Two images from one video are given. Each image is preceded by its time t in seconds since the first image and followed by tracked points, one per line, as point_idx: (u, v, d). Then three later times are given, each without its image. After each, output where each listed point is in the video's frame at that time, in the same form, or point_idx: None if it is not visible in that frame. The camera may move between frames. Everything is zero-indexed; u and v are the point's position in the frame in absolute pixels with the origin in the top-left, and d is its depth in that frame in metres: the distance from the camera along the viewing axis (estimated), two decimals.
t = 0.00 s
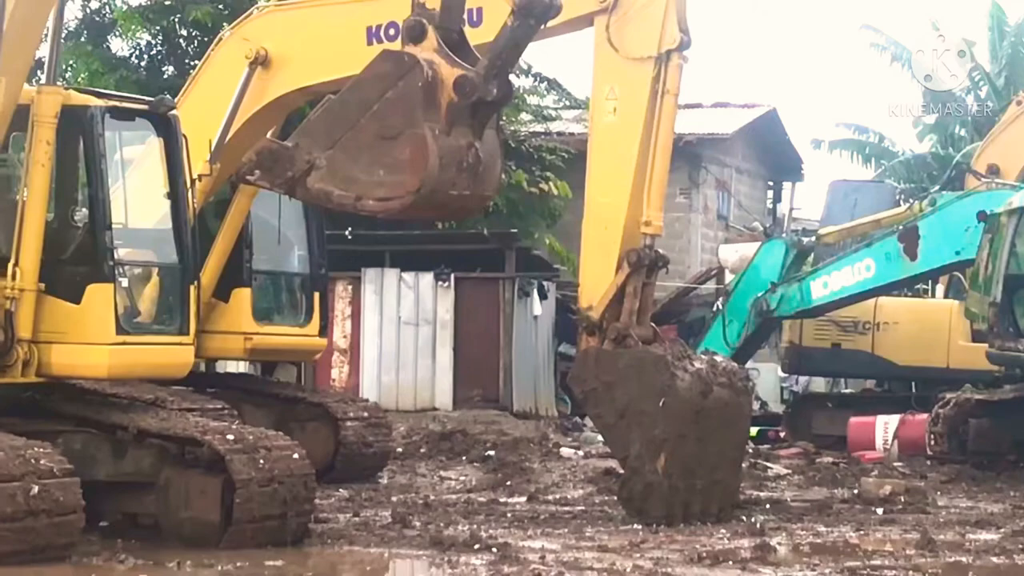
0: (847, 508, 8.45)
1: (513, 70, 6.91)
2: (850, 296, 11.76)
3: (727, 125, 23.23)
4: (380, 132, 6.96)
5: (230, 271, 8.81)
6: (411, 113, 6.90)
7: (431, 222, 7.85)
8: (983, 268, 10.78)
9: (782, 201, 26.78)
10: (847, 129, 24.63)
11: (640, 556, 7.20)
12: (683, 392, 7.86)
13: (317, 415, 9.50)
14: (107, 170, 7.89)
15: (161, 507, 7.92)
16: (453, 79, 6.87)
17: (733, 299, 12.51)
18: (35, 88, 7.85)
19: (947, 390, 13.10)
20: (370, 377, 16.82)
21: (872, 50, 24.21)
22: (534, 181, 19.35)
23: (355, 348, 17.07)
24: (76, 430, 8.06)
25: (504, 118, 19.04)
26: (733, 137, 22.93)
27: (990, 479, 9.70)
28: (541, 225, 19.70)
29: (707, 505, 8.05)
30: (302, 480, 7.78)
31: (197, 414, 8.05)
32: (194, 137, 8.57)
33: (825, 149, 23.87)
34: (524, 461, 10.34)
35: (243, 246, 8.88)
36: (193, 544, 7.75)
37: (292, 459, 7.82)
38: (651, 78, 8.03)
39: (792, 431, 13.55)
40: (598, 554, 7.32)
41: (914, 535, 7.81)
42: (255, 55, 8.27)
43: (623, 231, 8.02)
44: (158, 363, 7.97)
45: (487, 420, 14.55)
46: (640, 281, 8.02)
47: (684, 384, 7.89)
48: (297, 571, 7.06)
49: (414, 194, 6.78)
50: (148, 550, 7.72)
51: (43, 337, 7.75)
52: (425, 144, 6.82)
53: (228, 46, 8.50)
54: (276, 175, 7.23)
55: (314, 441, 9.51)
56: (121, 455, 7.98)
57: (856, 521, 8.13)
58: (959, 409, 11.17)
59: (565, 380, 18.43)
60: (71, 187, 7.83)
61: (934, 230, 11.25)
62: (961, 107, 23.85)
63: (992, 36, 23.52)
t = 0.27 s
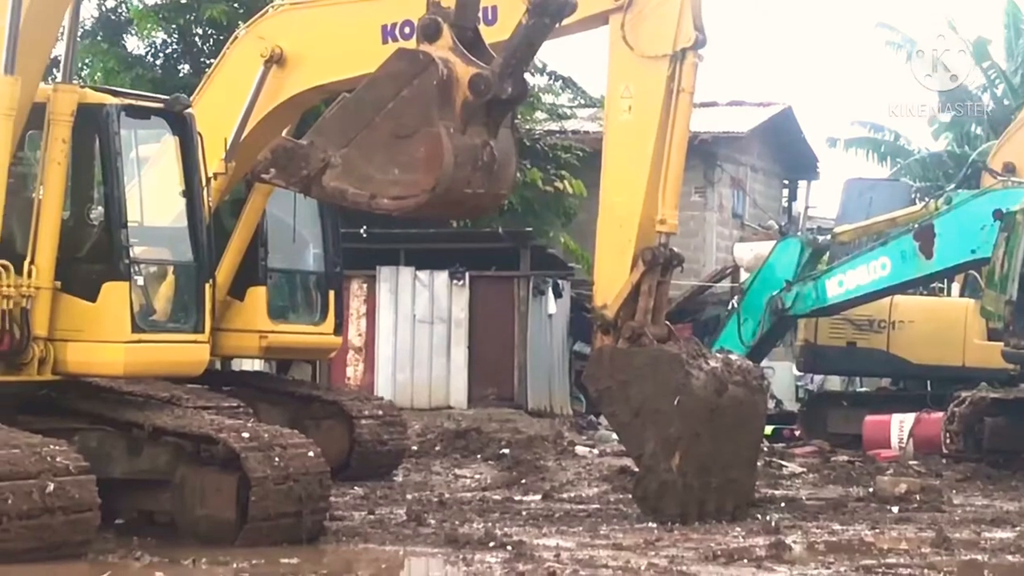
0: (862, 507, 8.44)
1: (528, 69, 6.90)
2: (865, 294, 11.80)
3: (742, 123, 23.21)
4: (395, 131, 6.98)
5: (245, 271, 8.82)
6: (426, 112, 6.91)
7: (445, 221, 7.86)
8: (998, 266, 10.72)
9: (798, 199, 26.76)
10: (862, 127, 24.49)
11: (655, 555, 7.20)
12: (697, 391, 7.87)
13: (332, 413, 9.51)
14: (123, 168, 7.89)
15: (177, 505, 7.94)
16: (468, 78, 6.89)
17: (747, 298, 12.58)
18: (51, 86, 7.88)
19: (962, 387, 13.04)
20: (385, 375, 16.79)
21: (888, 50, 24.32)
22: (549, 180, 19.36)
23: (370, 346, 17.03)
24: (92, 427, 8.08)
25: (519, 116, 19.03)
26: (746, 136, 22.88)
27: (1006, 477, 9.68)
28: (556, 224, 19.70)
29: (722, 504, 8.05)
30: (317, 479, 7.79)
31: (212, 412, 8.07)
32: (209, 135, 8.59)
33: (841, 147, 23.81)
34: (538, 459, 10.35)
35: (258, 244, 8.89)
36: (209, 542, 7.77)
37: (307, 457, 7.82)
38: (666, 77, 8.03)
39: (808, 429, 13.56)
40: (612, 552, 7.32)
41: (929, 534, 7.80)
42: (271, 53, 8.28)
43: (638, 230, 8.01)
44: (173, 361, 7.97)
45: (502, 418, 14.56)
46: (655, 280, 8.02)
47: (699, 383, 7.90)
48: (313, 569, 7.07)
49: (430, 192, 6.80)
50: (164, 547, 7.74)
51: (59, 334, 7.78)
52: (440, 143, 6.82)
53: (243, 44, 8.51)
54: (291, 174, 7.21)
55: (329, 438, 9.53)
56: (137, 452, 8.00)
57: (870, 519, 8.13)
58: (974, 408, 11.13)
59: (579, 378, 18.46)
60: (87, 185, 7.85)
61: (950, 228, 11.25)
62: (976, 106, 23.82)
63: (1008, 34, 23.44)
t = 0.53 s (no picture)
0: (881, 505, 8.44)
1: (546, 67, 6.93)
2: (884, 293, 11.83)
3: (760, 121, 23.22)
4: (413, 130, 6.98)
5: (264, 269, 8.85)
6: (444, 111, 6.92)
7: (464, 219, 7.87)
8: (1018, 266, 10.71)
9: (816, 197, 26.76)
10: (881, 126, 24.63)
11: (673, 553, 7.20)
12: (716, 390, 7.85)
13: (351, 411, 9.53)
14: (142, 167, 7.92)
15: (196, 503, 7.96)
16: (486, 76, 6.89)
17: (766, 296, 12.52)
18: (70, 85, 7.89)
19: (981, 387, 13.01)
20: (404, 374, 16.82)
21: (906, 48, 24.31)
22: (567, 178, 19.36)
23: (388, 345, 17.06)
24: (111, 425, 8.11)
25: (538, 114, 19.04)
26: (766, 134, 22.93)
27: None
28: (575, 222, 19.71)
29: (740, 502, 8.06)
30: (335, 476, 7.78)
31: (232, 410, 8.06)
32: (229, 134, 8.61)
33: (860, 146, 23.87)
34: (557, 457, 10.35)
35: (277, 242, 8.89)
36: (228, 539, 7.79)
37: (326, 455, 7.83)
38: (685, 75, 8.03)
39: (826, 426, 13.59)
40: (631, 550, 7.32)
41: (948, 532, 7.79)
42: (290, 52, 8.30)
43: (657, 228, 8.02)
44: (193, 359, 8.00)
45: (520, 416, 14.58)
46: (673, 279, 8.03)
47: (718, 381, 7.88)
48: (332, 567, 7.08)
49: (448, 190, 6.81)
50: (183, 545, 7.76)
51: (78, 333, 7.81)
52: (458, 142, 6.83)
53: (262, 43, 8.53)
54: (309, 173, 7.23)
55: (348, 437, 9.55)
56: (156, 450, 8.02)
57: (889, 518, 8.12)
58: (993, 405, 11.18)
59: (598, 376, 18.49)
60: (106, 184, 7.87)
61: (969, 226, 11.22)
62: (994, 103, 23.76)
63: None
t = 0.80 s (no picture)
0: (900, 506, 8.43)
1: (563, 68, 6.93)
2: (903, 294, 11.83)
3: (777, 123, 23.23)
4: (432, 130, 6.99)
5: (282, 270, 8.85)
6: (463, 112, 6.92)
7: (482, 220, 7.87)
8: None
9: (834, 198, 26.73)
10: (900, 127, 24.62)
11: (691, 554, 7.19)
12: (735, 390, 7.87)
13: (369, 412, 9.53)
14: (160, 167, 7.93)
15: (214, 504, 7.97)
16: (504, 76, 6.89)
17: (784, 298, 12.61)
18: (89, 86, 7.89)
19: (999, 388, 13.21)
20: (423, 375, 16.79)
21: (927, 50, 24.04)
22: (586, 179, 19.36)
23: (407, 346, 17.04)
24: (130, 426, 8.11)
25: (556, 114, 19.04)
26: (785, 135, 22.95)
27: None
28: (592, 222, 19.71)
29: (759, 503, 8.05)
30: (353, 477, 7.75)
31: (250, 411, 8.07)
32: (247, 135, 8.63)
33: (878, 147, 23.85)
34: (575, 458, 10.34)
35: (295, 243, 8.91)
36: (246, 540, 7.79)
37: (344, 455, 7.80)
38: (703, 75, 8.03)
39: (843, 427, 13.54)
40: (649, 551, 7.31)
41: (967, 534, 7.77)
42: (308, 53, 8.30)
43: (676, 228, 8.01)
44: (212, 360, 7.99)
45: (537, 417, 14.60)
46: (691, 280, 8.00)
47: (736, 382, 7.90)
48: (350, 567, 7.08)
49: (467, 191, 6.80)
50: (202, 545, 7.77)
51: (97, 334, 7.81)
52: (477, 142, 6.83)
53: (280, 44, 8.53)
54: (327, 174, 7.19)
55: (366, 438, 9.56)
56: (175, 451, 8.03)
57: (908, 519, 8.11)
58: (1013, 406, 11.20)
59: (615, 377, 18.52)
60: (125, 185, 7.88)
61: (987, 227, 11.21)
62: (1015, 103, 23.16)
63: None
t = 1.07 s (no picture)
0: (918, 514, 8.42)
1: (581, 75, 6.91)
2: (921, 301, 11.76)
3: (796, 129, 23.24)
4: (450, 137, 6.98)
5: (300, 276, 8.87)
6: (480, 119, 6.91)
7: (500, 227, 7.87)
8: None
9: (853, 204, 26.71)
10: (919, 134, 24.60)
11: (709, 561, 7.18)
12: (752, 397, 7.85)
13: (386, 419, 9.51)
14: (179, 174, 7.95)
15: (231, 511, 7.98)
16: (522, 83, 6.87)
17: (803, 303, 12.65)
18: (107, 93, 7.91)
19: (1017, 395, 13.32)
20: (439, 380, 16.93)
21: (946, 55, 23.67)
22: (603, 185, 19.35)
23: (424, 353, 17.22)
24: (148, 432, 8.11)
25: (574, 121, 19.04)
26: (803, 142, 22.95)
27: None
28: (610, 228, 19.70)
29: (777, 510, 8.04)
30: (371, 483, 7.74)
31: (267, 417, 8.08)
32: (264, 142, 8.63)
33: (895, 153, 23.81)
34: (593, 464, 10.34)
35: (312, 250, 8.89)
36: (263, 546, 7.79)
37: (362, 462, 7.79)
38: (721, 82, 8.02)
39: (861, 433, 13.53)
40: (667, 558, 7.31)
41: (985, 541, 7.76)
42: (326, 60, 8.30)
43: (693, 235, 8.01)
44: (230, 365, 8.00)
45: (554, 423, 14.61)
46: (709, 286, 8.00)
47: (754, 389, 7.88)
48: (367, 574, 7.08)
49: (484, 198, 6.79)
50: (219, 552, 7.77)
51: (115, 340, 7.80)
52: (495, 149, 6.82)
53: (298, 51, 8.53)
54: (345, 180, 7.24)
55: (383, 444, 9.57)
56: (192, 458, 8.02)
57: (926, 526, 8.10)
58: None
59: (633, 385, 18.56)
60: (143, 192, 7.90)
61: (1006, 234, 11.30)
62: None
63: None
